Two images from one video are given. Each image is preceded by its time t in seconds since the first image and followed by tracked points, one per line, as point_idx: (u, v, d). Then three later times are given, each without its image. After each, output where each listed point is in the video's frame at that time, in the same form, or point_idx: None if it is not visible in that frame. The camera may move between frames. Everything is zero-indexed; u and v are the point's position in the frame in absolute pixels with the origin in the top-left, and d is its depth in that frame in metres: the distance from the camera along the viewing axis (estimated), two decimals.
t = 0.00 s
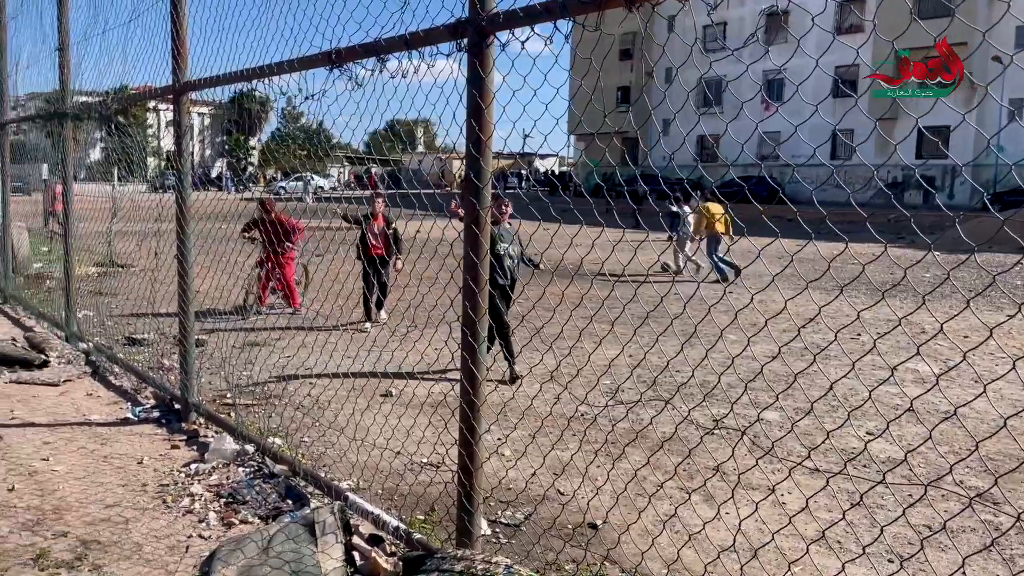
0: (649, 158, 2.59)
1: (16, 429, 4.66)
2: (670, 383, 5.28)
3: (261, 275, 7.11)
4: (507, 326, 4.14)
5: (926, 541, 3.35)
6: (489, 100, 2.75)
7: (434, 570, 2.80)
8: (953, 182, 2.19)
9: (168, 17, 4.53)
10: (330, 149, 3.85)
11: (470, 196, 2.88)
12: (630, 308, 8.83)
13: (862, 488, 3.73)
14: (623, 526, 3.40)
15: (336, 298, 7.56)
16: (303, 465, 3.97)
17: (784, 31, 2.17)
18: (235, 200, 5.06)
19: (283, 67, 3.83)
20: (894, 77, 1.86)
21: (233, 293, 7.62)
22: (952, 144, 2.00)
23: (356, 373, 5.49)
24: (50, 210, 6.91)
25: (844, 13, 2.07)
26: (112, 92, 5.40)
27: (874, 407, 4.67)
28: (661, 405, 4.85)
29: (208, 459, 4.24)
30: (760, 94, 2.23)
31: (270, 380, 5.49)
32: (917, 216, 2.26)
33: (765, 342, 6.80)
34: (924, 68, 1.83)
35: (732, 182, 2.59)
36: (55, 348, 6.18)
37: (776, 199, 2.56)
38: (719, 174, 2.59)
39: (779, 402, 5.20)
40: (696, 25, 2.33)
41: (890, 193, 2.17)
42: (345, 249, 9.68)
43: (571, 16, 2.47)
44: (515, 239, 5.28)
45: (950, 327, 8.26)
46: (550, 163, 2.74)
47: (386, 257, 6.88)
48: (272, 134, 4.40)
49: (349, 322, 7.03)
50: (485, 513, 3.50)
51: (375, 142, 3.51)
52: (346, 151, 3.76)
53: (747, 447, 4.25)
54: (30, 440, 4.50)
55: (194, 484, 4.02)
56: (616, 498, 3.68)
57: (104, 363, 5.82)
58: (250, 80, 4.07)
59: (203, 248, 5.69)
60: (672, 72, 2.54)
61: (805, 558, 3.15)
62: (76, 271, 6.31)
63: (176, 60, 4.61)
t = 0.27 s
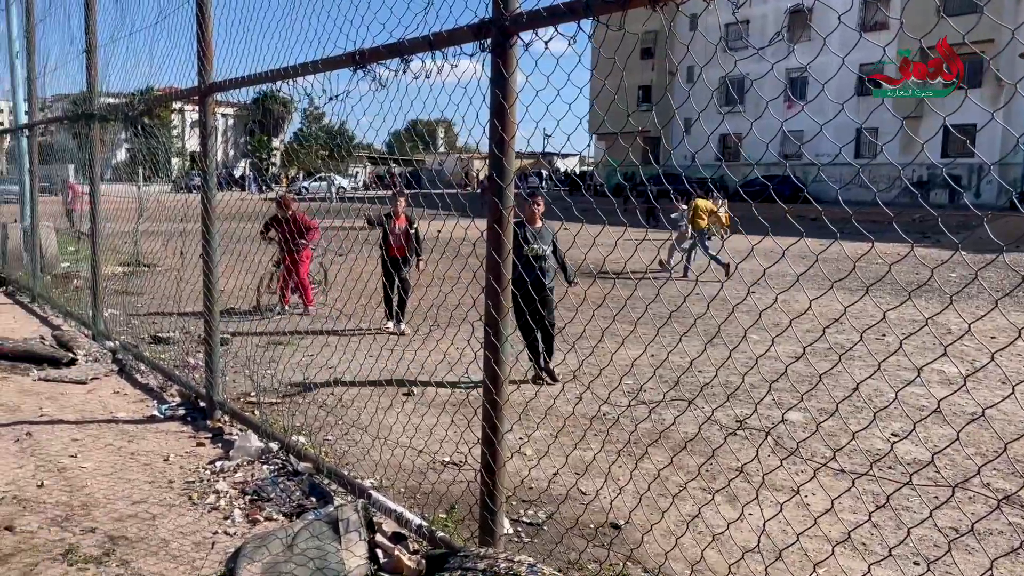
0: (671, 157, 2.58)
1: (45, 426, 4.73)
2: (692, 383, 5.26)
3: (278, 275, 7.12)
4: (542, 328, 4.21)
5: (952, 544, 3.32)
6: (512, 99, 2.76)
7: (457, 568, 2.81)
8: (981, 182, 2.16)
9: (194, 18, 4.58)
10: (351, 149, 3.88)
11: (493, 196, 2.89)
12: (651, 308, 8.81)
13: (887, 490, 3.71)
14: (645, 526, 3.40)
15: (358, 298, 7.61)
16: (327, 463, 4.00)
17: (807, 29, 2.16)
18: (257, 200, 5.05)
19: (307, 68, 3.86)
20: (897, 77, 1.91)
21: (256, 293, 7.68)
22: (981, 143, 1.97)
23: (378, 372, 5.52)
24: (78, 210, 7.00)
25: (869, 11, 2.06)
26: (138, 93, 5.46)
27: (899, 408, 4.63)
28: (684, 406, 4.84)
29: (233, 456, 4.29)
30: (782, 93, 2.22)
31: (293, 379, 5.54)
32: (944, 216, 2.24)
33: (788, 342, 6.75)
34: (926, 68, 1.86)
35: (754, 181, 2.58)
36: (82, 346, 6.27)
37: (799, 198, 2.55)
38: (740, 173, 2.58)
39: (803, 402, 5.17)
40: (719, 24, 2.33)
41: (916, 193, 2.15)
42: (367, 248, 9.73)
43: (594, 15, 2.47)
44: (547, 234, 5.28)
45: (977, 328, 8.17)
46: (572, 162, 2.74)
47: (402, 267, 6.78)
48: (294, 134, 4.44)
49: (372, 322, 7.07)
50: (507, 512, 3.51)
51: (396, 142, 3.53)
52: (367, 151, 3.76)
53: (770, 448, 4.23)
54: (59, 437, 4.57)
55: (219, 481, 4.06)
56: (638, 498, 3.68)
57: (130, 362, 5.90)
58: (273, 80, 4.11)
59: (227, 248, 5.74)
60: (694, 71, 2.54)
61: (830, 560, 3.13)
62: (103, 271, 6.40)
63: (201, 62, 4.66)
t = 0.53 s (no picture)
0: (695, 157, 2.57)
1: (75, 423, 4.80)
2: (716, 383, 5.24)
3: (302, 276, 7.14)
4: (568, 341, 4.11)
5: (981, 547, 3.28)
6: (536, 99, 2.77)
7: (482, 566, 2.83)
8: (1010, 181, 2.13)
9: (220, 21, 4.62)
10: (373, 149, 3.90)
11: (517, 195, 2.90)
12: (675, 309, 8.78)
13: (914, 492, 3.67)
14: (669, 526, 3.39)
15: (382, 297, 7.65)
16: (352, 462, 4.03)
17: (834, 27, 2.15)
18: (281, 200, 5.08)
19: (332, 69, 3.89)
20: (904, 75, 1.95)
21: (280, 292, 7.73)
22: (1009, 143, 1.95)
23: (402, 371, 5.55)
24: (106, 211, 7.10)
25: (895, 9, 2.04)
26: (165, 95, 5.53)
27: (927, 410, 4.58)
28: (707, 406, 4.82)
29: (259, 454, 4.33)
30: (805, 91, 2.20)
31: (317, 377, 5.58)
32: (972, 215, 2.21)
33: (813, 343, 6.70)
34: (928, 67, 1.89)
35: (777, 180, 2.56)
36: (110, 345, 6.36)
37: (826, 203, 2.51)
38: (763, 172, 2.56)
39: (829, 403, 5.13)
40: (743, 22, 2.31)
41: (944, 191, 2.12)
42: (391, 248, 9.77)
43: (619, 14, 2.47)
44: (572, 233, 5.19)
45: (1006, 329, 8.06)
46: (594, 162, 2.73)
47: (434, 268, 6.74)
48: (317, 135, 4.47)
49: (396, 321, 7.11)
50: (531, 512, 3.51)
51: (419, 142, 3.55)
52: (390, 152, 3.78)
53: (795, 449, 4.20)
54: (88, 434, 4.64)
55: (245, 478, 4.11)
56: (661, 498, 3.67)
57: (157, 360, 5.97)
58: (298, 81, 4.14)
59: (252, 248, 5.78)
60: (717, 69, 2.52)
61: (856, 562, 3.11)
62: (130, 270, 6.48)
63: (227, 63, 4.71)
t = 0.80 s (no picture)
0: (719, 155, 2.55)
1: (105, 420, 4.87)
2: (742, 384, 5.21)
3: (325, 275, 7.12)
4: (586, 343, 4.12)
5: (1013, 550, 3.24)
6: (561, 98, 2.77)
7: (507, 565, 2.83)
8: None
9: (247, 22, 4.67)
10: (397, 149, 3.92)
11: (541, 194, 2.90)
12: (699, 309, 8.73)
13: (943, 494, 3.63)
14: (694, 527, 3.37)
15: (406, 296, 7.68)
16: (377, 460, 4.05)
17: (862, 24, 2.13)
18: (305, 200, 5.11)
19: (358, 70, 3.91)
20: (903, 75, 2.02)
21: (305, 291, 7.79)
22: None
23: (426, 370, 5.57)
24: (134, 211, 7.19)
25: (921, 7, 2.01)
26: (193, 96, 5.59)
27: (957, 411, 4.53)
28: (733, 406, 4.79)
29: (285, 451, 4.36)
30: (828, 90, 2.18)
31: (342, 376, 5.61)
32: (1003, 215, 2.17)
33: (840, 344, 6.64)
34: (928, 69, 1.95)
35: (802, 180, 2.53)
36: (138, 343, 6.44)
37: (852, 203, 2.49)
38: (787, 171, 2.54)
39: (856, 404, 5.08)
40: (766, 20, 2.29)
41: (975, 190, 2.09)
42: (415, 247, 9.81)
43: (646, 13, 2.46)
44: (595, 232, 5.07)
45: None
46: (617, 160, 2.73)
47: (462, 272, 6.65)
48: (341, 135, 4.50)
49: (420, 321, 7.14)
50: (555, 511, 3.51)
51: (442, 142, 3.56)
52: (414, 152, 3.79)
53: (821, 450, 4.17)
54: (117, 431, 4.71)
55: (272, 475, 4.14)
56: (686, 499, 3.65)
57: (184, 358, 6.04)
58: (323, 81, 4.17)
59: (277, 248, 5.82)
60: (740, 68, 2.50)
61: (885, 564, 3.08)
62: (158, 270, 6.56)
63: (254, 64, 4.75)
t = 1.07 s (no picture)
0: (744, 155, 2.54)
1: (135, 417, 4.94)
2: (768, 385, 5.18)
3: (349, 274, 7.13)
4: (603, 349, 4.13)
5: None
6: (588, 98, 2.77)
7: (532, 564, 2.84)
8: None
9: (275, 24, 4.71)
10: (421, 149, 3.94)
11: (567, 194, 2.91)
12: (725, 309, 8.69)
13: (975, 497, 3.59)
14: (721, 528, 3.36)
15: (431, 296, 7.71)
16: (403, 458, 4.08)
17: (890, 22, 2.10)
18: (330, 200, 5.15)
19: (385, 70, 3.94)
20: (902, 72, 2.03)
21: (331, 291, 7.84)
22: None
23: (451, 369, 5.59)
24: (162, 211, 7.28)
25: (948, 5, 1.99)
26: (221, 98, 5.65)
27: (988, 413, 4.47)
28: (759, 407, 4.77)
29: (312, 449, 4.40)
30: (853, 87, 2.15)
31: (368, 375, 5.65)
32: None
33: (868, 345, 6.58)
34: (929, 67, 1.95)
35: (827, 179, 2.50)
36: (167, 341, 6.53)
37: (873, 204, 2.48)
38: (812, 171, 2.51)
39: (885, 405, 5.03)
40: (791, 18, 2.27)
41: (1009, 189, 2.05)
42: (440, 247, 9.85)
43: (674, 11, 2.46)
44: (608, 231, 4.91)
45: None
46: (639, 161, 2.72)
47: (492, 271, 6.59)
48: (366, 136, 4.53)
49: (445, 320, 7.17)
50: (580, 510, 3.51)
51: (466, 141, 3.56)
52: (438, 152, 3.80)
53: (850, 452, 4.14)
54: (147, 428, 4.77)
55: (299, 473, 4.18)
56: (712, 500, 3.64)
57: (212, 357, 6.12)
58: (349, 82, 4.20)
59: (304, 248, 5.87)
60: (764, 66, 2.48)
61: (916, 567, 3.05)
62: (186, 269, 6.64)
63: (281, 65, 4.79)
